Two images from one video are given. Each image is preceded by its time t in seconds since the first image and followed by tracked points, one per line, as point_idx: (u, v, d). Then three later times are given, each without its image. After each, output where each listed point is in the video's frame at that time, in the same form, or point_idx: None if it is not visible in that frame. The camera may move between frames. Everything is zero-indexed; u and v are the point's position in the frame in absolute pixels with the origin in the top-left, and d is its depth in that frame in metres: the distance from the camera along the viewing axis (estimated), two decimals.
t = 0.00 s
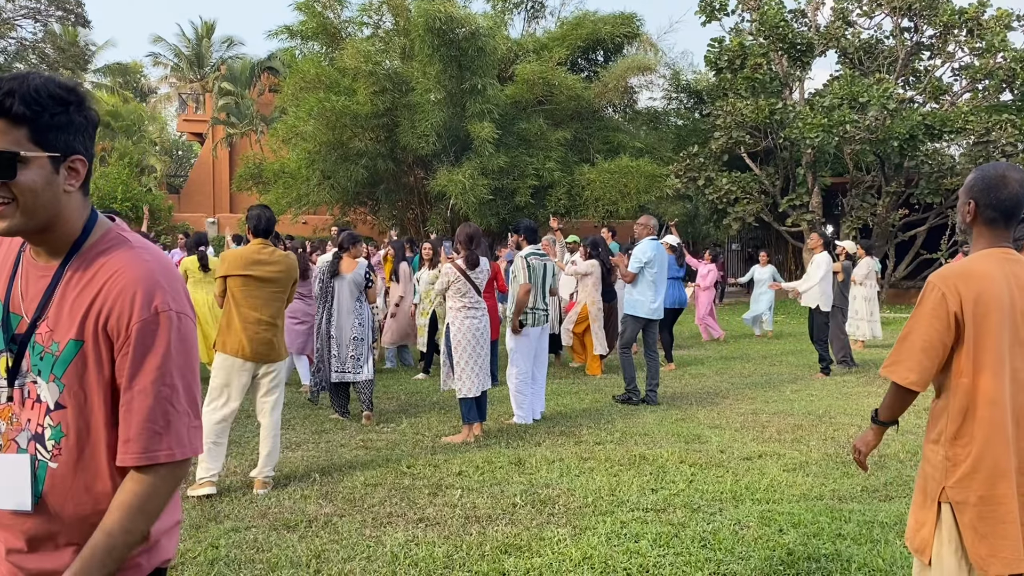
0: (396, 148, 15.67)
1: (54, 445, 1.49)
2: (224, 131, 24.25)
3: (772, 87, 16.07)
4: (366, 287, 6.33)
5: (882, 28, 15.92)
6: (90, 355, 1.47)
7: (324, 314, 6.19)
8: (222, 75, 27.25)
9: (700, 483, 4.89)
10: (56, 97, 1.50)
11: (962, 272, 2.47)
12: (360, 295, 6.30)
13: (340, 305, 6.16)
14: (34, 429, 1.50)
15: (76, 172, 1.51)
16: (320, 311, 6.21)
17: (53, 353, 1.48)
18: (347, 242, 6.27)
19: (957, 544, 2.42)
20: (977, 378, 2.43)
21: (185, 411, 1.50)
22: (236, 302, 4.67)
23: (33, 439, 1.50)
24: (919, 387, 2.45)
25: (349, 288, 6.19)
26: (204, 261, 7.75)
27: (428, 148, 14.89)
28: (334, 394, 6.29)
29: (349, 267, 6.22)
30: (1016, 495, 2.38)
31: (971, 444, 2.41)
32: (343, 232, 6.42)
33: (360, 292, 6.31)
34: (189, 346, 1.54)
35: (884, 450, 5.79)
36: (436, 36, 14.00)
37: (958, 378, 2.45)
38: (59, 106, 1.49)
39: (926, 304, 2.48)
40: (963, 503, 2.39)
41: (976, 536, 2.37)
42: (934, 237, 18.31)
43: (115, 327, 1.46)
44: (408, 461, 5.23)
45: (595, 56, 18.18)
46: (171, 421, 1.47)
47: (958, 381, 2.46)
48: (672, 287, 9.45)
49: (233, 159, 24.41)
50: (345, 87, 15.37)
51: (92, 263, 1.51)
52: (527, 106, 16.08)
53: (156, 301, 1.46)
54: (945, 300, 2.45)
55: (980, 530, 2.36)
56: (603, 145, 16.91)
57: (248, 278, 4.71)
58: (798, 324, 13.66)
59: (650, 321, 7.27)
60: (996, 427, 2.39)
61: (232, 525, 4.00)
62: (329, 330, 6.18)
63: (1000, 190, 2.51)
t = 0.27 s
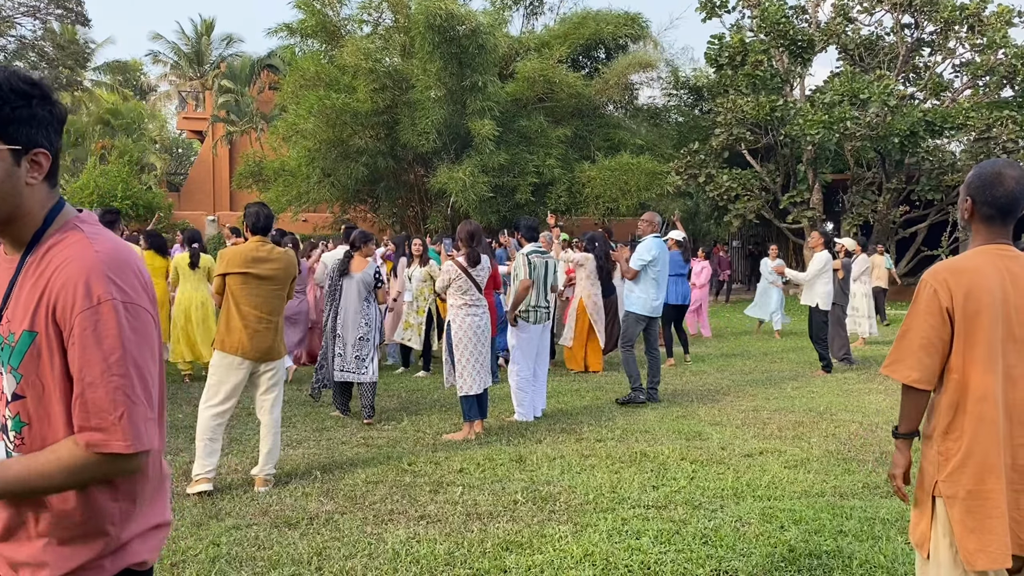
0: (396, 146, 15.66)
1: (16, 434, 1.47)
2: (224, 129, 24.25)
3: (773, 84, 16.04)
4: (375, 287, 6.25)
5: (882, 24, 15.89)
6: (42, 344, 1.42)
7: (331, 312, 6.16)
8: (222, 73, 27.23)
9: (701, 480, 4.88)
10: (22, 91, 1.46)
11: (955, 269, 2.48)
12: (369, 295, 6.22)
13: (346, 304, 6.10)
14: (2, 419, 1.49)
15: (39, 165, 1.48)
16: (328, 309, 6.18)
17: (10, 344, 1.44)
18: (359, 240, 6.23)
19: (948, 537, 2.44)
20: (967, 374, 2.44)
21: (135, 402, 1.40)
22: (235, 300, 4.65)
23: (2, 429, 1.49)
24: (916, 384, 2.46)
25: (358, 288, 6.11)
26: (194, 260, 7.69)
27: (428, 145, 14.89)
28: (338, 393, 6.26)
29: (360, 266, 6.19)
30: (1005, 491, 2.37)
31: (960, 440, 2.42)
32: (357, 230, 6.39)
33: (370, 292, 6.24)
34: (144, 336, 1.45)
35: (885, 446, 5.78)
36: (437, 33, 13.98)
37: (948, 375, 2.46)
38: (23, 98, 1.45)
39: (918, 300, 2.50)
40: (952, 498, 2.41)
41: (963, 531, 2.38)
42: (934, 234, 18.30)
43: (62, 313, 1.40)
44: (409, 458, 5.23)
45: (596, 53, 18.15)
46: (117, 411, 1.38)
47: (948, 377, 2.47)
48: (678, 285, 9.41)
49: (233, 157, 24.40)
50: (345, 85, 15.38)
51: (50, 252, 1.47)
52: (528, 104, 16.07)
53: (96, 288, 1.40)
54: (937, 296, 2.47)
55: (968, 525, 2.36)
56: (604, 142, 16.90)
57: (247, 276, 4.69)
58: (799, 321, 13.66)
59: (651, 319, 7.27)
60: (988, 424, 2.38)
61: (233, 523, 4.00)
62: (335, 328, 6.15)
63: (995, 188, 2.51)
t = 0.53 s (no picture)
0: (396, 146, 15.66)
1: None
2: (224, 129, 24.26)
3: (773, 84, 16.03)
4: (385, 290, 6.23)
5: (882, 24, 15.89)
6: None
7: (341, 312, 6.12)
8: (221, 73, 27.22)
9: (702, 480, 4.89)
10: (4, 98, 1.68)
11: (949, 268, 2.48)
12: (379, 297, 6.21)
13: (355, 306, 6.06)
14: None
15: (15, 164, 1.71)
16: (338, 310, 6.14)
17: None
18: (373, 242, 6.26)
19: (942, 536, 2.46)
20: (964, 374, 2.44)
21: (10, 375, 1.48)
22: (223, 302, 4.55)
23: None
24: (915, 384, 2.46)
25: (368, 289, 6.09)
26: (193, 260, 7.71)
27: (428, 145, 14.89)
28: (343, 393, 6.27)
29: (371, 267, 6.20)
30: (999, 490, 2.38)
31: (955, 440, 2.43)
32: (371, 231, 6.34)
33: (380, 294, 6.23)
34: (52, 316, 1.54)
35: (885, 446, 5.79)
36: (437, 33, 13.98)
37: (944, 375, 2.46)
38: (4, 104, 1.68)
39: (916, 300, 2.49)
40: (946, 497, 2.43)
41: (954, 530, 2.40)
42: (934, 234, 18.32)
43: None
44: (410, 458, 5.23)
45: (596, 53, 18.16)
46: None
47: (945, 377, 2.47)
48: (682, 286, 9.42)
49: (233, 157, 24.41)
50: (345, 85, 15.38)
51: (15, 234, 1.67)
52: (528, 104, 16.07)
53: (21, 263, 1.55)
54: (932, 296, 2.47)
55: (961, 523, 2.38)
56: (604, 142, 16.91)
57: (236, 278, 4.57)
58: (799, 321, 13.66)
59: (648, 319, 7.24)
60: (984, 423, 2.40)
61: (234, 523, 4.00)
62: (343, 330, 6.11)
63: (987, 189, 2.51)
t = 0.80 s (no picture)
0: (396, 148, 15.66)
1: None
2: (224, 130, 24.27)
3: (772, 86, 16.03)
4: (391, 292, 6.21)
5: (881, 27, 15.91)
6: None
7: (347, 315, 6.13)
8: (220, 74, 27.23)
9: (703, 482, 4.90)
10: (5, 106, 1.82)
11: (953, 272, 2.49)
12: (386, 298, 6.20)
13: (363, 309, 6.08)
14: None
15: (13, 164, 1.84)
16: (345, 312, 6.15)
17: None
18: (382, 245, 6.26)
19: (947, 539, 2.47)
20: (968, 377, 2.45)
21: None
22: (213, 306, 4.55)
23: None
24: (916, 386, 2.48)
25: (374, 290, 6.08)
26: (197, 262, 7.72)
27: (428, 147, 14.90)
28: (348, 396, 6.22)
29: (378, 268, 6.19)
30: (1004, 494, 2.39)
31: (960, 444, 2.44)
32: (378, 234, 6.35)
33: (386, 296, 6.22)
34: None
35: (886, 448, 5.80)
36: (437, 35, 13.99)
37: (947, 379, 2.47)
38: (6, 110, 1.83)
39: (919, 305, 2.51)
40: (951, 500, 2.44)
41: (960, 533, 2.40)
42: (933, 237, 18.35)
43: None
44: (411, 460, 5.23)
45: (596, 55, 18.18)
46: None
47: (948, 381, 2.48)
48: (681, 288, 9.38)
49: (232, 158, 24.42)
50: (345, 87, 15.39)
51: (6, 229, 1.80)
52: (528, 106, 16.08)
53: None
54: (936, 300, 2.48)
55: (966, 527, 2.39)
56: (604, 144, 16.94)
57: (223, 283, 4.56)
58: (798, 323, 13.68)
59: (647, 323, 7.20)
60: (989, 427, 2.41)
61: (237, 525, 4.00)
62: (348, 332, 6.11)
63: (988, 192, 2.52)
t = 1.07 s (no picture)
0: (395, 151, 15.65)
1: None
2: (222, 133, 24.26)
3: (772, 91, 16.05)
4: (396, 296, 6.12)
5: (880, 32, 15.96)
6: None
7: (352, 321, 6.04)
8: (219, 77, 27.22)
9: (709, 487, 4.90)
10: (9, 117, 1.99)
11: (966, 280, 2.49)
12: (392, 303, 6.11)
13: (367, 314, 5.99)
14: None
15: (14, 170, 2.01)
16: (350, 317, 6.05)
17: None
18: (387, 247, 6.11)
19: (962, 545, 2.47)
20: (980, 384, 2.45)
21: None
22: (207, 312, 4.52)
23: None
24: (927, 394, 2.49)
25: (379, 295, 5.99)
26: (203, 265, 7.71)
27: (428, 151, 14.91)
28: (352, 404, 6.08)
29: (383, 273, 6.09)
30: (1019, 499, 2.40)
31: (974, 449, 2.44)
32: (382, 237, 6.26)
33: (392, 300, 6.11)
34: None
35: (889, 453, 5.81)
36: (438, 39, 14.00)
37: (958, 385, 2.48)
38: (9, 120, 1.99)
39: (930, 312, 2.52)
40: (966, 506, 2.44)
41: (977, 540, 2.41)
42: (931, 241, 18.39)
43: None
44: (416, 464, 5.23)
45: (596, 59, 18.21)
46: None
47: (960, 387, 2.48)
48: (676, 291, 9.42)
49: (231, 161, 24.41)
50: (345, 90, 15.40)
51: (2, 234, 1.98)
52: (528, 110, 16.10)
53: None
54: (948, 308, 2.48)
55: (984, 533, 2.40)
56: (604, 148, 16.97)
57: (217, 289, 4.52)
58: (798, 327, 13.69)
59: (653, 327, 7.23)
60: (1003, 433, 2.41)
61: (244, 529, 3.99)
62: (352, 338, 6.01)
63: (1002, 200, 2.53)
